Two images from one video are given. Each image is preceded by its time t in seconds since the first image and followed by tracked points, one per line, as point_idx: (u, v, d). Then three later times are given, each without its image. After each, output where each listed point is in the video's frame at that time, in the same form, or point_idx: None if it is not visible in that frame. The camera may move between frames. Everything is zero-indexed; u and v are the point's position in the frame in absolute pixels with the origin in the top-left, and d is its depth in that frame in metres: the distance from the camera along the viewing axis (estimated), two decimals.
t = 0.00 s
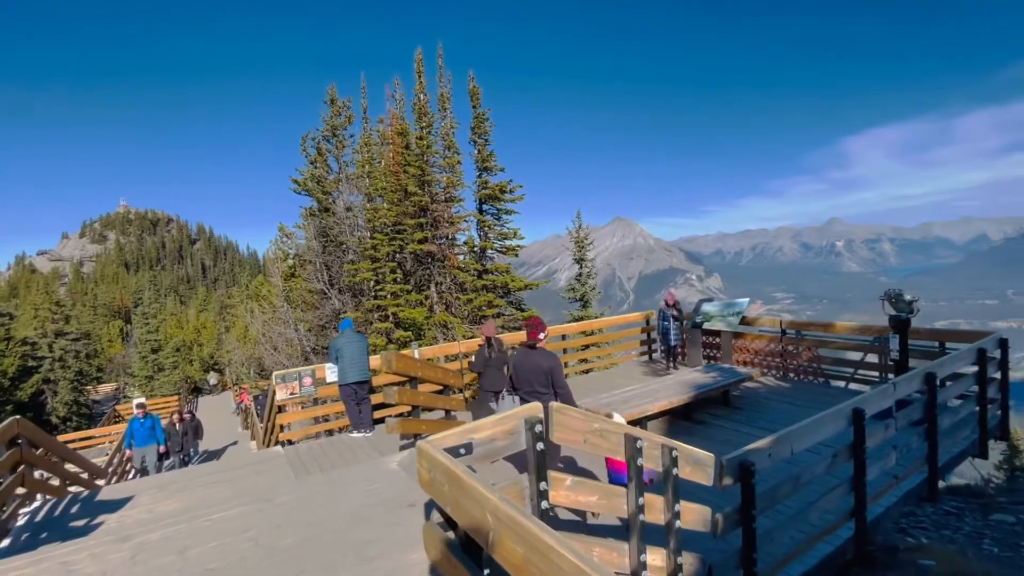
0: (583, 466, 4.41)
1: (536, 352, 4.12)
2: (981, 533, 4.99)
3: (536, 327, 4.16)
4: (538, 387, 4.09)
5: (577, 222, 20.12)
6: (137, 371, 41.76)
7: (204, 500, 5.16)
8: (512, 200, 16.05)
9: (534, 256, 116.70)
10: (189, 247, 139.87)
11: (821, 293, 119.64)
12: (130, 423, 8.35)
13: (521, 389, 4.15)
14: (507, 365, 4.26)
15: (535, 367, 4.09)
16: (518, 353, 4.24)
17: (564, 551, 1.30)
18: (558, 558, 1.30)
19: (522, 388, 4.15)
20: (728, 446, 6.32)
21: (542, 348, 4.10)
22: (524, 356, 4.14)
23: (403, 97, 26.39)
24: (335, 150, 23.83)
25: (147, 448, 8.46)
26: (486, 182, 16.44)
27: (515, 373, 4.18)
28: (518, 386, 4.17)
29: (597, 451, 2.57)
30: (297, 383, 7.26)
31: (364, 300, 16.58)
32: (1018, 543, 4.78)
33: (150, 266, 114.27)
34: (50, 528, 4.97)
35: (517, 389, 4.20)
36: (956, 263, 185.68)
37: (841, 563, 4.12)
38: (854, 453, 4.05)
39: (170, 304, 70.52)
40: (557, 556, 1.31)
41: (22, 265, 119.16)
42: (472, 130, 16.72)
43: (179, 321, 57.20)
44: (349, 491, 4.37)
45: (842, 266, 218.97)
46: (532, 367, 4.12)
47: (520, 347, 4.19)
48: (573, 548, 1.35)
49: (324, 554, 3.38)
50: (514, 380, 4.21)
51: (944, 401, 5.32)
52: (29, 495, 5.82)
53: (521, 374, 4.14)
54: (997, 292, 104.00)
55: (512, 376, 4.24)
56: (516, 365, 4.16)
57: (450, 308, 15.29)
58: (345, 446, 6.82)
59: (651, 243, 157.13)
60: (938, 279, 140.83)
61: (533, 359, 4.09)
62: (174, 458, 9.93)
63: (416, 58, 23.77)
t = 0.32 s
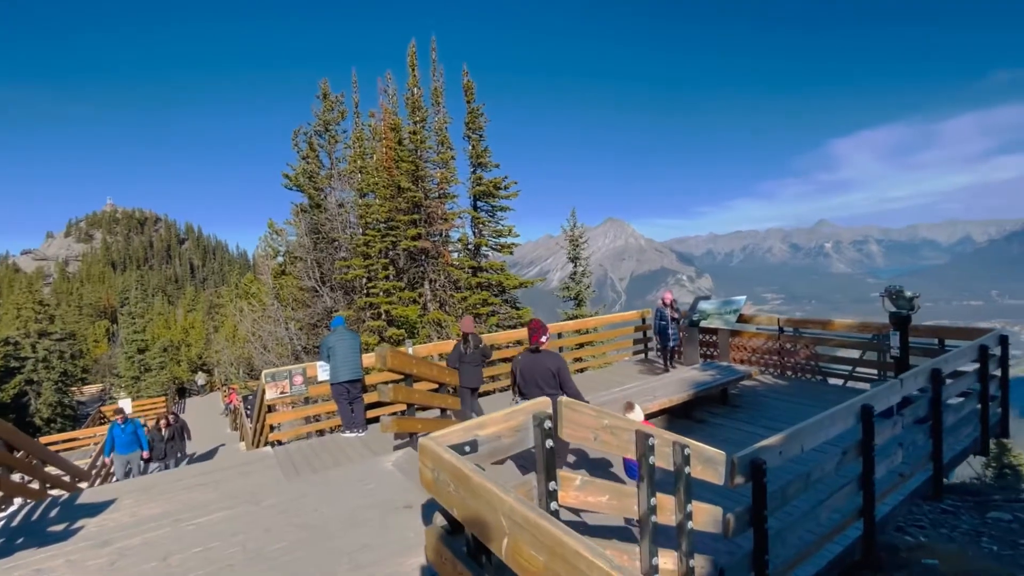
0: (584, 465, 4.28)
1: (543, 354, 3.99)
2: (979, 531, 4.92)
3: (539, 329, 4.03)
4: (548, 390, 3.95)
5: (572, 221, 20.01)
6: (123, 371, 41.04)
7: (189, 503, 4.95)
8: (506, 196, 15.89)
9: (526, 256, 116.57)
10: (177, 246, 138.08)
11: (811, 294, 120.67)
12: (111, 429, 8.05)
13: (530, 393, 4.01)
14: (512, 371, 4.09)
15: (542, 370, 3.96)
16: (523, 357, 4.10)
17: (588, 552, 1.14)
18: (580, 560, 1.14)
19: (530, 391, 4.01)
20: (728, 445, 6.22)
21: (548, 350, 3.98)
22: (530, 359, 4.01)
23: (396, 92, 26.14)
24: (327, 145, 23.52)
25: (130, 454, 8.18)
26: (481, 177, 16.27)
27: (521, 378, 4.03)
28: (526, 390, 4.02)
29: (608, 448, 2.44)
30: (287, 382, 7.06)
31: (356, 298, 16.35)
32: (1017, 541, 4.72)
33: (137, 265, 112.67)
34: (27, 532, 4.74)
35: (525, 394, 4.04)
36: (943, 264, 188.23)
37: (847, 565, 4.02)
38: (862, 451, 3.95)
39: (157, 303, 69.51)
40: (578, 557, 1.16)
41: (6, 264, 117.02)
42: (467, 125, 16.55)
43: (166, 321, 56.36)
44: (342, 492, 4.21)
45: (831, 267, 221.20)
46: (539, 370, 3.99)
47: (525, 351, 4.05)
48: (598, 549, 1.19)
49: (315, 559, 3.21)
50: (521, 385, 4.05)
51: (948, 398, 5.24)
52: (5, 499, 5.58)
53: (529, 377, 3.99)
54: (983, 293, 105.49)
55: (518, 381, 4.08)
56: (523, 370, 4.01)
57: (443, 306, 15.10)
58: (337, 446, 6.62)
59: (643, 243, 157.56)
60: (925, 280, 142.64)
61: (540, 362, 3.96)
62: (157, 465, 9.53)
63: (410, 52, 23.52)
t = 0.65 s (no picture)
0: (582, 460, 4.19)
1: (546, 347, 3.88)
2: (968, 525, 4.94)
3: (540, 321, 3.93)
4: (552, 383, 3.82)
5: (562, 218, 19.94)
6: (101, 370, 40.08)
7: (169, 502, 4.73)
8: (498, 191, 15.75)
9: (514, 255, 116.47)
10: (158, 243, 135.47)
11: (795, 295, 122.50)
12: (80, 434, 7.70)
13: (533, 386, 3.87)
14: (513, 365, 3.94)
15: (546, 362, 3.85)
16: (524, 350, 3.98)
17: (628, 541, 1.01)
18: (619, 551, 1.01)
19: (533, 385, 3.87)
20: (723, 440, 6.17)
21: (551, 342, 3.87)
22: (532, 352, 3.89)
23: (386, 85, 25.81)
24: (315, 138, 23.13)
25: (102, 459, 7.83)
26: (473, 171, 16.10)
27: (524, 372, 3.89)
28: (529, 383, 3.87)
29: (618, 439, 2.32)
30: (273, 377, 6.84)
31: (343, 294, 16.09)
32: (1006, 535, 4.74)
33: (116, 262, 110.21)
34: None
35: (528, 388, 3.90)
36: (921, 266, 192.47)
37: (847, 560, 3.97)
38: (864, 444, 3.90)
39: (137, 300, 68.06)
40: (616, 547, 1.02)
41: None
42: (459, 118, 16.37)
43: (147, 318, 55.27)
44: (332, 489, 4.04)
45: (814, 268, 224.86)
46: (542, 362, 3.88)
47: (527, 344, 3.93)
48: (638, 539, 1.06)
49: (304, 558, 3.05)
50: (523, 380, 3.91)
51: (943, 392, 5.24)
52: None
53: (532, 370, 3.86)
54: (960, 295, 108.09)
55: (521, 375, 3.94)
56: (525, 363, 3.88)
57: (434, 302, 14.93)
58: (324, 443, 6.43)
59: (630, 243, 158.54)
60: (904, 282, 145.72)
61: (543, 353, 3.85)
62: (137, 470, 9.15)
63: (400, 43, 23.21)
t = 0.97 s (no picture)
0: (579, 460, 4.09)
1: (550, 342, 4.03)
2: (956, 524, 4.97)
3: (547, 317, 3.99)
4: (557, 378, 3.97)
5: (551, 217, 19.87)
6: (74, 367, 38.88)
7: (145, 504, 4.51)
8: (488, 187, 15.61)
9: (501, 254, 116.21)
10: (135, 237, 132.15)
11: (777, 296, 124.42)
12: (47, 439, 7.36)
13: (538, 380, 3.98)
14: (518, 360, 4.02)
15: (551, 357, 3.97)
16: (527, 345, 4.09)
17: (671, 553, 0.89)
18: (667, 567, 0.88)
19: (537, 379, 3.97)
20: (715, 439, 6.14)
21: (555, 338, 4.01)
22: (537, 346, 4.00)
23: (374, 77, 25.44)
24: (300, 130, 22.69)
25: (69, 466, 7.48)
26: (463, 167, 15.93)
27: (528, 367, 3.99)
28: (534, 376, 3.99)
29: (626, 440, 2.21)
30: (255, 374, 6.61)
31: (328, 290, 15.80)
32: (994, 534, 4.77)
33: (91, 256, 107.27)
34: None
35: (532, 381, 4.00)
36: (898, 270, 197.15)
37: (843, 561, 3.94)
38: (862, 444, 3.86)
39: (113, 296, 66.28)
40: (661, 562, 0.90)
41: None
42: (449, 113, 16.19)
43: (124, 314, 53.88)
44: (318, 491, 3.87)
45: (795, 271, 228.79)
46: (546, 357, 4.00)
47: (532, 338, 4.03)
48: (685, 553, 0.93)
49: (290, 564, 2.89)
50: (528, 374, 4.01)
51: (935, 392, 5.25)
52: None
53: (536, 365, 3.97)
54: (935, 298, 110.94)
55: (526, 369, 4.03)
56: (531, 358, 3.99)
57: (422, 299, 14.78)
58: (308, 443, 6.23)
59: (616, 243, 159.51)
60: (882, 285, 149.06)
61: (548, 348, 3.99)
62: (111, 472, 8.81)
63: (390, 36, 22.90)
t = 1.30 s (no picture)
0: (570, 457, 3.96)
1: (557, 331, 4.43)
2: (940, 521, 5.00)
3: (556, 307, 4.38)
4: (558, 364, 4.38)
5: (536, 213, 19.72)
6: (35, 362, 37.27)
7: (104, 506, 4.19)
8: (474, 179, 15.39)
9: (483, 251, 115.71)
10: (104, 229, 127.69)
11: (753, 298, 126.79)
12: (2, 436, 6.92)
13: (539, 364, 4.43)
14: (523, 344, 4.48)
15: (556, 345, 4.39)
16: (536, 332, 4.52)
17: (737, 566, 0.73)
18: None
19: (541, 363, 4.40)
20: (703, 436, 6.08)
21: (563, 328, 4.43)
22: (545, 334, 4.43)
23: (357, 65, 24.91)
24: (279, 117, 22.06)
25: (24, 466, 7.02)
26: (449, 158, 15.66)
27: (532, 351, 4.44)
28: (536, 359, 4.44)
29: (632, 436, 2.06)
30: (228, 368, 6.30)
31: (307, 283, 15.40)
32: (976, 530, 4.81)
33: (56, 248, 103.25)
34: None
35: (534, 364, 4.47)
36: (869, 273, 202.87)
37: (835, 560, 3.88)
38: (857, 440, 3.80)
39: (79, 288, 63.86)
40: None
41: None
42: (434, 103, 15.92)
43: (89, 308, 51.86)
44: (294, 490, 3.63)
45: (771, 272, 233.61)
46: (552, 344, 4.42)
47: (541, 326, 4.44)
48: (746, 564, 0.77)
49: (263, 569, 2.67)
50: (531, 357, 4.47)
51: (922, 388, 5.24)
52: None
53: (542, 351, 4.39)
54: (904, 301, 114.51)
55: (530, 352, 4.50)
56: (538, 344, 4.42)
57: (404, 293, 14.51)
58: (284, 440, 5.96)
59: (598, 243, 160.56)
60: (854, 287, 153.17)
61: (554, 335, 4.41)
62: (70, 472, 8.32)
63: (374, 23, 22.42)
